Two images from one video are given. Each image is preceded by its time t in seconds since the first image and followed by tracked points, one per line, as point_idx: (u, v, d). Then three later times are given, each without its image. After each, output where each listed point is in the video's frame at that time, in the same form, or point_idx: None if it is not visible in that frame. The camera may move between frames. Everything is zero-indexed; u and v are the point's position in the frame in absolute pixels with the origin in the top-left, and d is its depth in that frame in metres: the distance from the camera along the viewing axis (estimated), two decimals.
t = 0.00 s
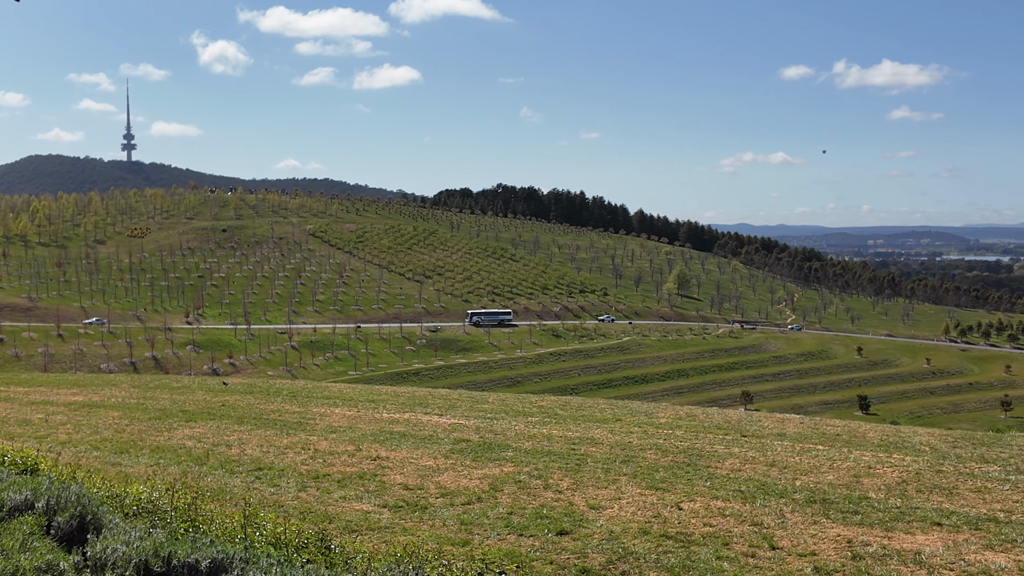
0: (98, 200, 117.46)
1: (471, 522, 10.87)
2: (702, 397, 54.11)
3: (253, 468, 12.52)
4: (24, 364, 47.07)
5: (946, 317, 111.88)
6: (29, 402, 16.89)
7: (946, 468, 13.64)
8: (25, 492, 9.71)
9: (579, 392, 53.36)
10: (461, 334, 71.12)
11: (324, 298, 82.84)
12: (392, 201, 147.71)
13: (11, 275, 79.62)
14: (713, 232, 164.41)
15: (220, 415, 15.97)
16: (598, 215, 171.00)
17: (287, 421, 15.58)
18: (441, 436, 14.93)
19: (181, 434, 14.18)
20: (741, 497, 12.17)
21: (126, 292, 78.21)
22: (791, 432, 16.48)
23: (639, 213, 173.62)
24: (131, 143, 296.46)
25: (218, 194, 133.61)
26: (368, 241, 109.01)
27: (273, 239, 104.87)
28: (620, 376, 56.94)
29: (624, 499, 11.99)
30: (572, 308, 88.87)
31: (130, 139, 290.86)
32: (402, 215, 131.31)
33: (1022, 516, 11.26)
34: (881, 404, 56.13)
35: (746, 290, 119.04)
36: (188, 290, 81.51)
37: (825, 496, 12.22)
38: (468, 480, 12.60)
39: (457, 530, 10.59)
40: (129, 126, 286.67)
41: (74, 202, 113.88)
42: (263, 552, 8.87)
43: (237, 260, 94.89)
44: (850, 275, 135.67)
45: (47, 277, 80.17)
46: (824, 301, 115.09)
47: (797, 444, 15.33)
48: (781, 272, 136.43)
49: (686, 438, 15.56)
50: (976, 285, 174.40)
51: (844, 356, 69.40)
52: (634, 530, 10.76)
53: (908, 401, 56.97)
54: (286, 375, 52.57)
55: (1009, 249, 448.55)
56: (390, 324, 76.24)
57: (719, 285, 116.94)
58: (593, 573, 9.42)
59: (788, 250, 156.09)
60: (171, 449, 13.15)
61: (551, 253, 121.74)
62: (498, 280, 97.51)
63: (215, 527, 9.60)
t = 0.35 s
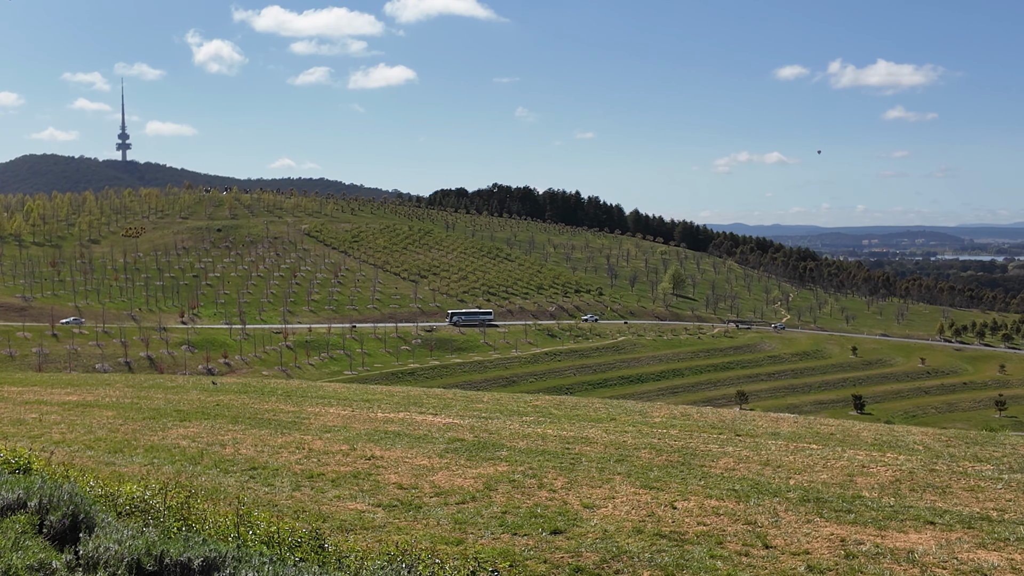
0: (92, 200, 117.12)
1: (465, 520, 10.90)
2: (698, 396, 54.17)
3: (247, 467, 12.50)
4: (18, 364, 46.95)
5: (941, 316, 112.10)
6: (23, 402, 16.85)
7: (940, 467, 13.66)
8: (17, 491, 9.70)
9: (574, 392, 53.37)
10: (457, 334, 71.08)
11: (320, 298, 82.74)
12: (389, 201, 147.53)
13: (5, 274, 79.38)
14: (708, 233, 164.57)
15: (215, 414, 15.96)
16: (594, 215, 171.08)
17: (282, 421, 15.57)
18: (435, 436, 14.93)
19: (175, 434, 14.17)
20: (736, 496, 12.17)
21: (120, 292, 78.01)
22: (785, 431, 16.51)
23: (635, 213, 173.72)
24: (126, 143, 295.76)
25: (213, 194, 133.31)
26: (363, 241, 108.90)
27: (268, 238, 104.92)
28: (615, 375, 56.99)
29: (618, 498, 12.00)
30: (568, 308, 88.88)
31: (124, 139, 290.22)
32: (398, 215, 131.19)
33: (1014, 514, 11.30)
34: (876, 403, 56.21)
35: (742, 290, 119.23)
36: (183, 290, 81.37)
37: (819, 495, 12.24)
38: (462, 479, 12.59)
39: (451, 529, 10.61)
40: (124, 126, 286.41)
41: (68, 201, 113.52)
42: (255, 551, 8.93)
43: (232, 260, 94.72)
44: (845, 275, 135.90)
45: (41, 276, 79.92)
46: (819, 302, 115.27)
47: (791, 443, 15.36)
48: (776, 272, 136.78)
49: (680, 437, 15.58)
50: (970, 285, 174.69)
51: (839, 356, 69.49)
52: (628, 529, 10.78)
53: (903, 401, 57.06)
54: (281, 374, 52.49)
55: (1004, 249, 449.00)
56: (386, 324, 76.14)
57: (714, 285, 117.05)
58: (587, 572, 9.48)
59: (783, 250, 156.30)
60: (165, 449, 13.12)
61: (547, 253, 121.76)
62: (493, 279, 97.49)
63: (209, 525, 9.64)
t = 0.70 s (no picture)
0: (92, 199, 117.00)
1: (464, 519, 10.98)
2: (697, 396, 54.18)
3: (246, 467, 12.51)
4: (18, 364, 46.93)
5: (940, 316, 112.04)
6: (23, 401, 16.86)
7: (939, 466, 13.66)
8: (15, 489, 9.75)
9: (574, 391, 53.37)
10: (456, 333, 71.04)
11: (320, 297, 82.71)
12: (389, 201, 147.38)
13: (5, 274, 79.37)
14: (708, 232, 164.52)
15: (215, 414, 15.96)
16: (594, 215, 171.04)
17: (281, 420, 15.59)
18: (435, 435, 14.93)
19: (175, 433, 14.17)
20: (734, 495, 12.18)
21: (120, 292, 77.95)
22: (784, 431, 16.52)
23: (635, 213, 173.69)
24: (126, 142, 295.39)
25: (212, 193, 133.16)
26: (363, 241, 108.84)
27: (268, 238, 104.95)
28: (615, 375, 57.01)
29: (617, 497, 12.01)
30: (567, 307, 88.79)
31: (124, 138, 289.93)
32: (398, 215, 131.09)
33: (1012, 513, 11.31)
34: (876, 403, 56.23)
35: (741, 289, 119.23)
36: (183, 290, 81.36)
37: (818, 494, 12.24)
38: (462, 479, 12.59)
39: (449, 528, 10.71)
40: (123, 126, 286.01)
41: (68, 201, 113.40)
42: (252, 550, 9.13)
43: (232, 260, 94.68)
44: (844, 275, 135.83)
45: (41, 276, 79.88)
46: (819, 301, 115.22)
47: (790, 442, 15.37)
48: (776, 272, 136.62)
49: (679, 436, 15.58)
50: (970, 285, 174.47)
51: (838, 355, 69.50)
52: (626, 528, 10.87)
53: (903, 400, 57.06)
54: (282, 374, 52.49)
55: (1004, 249, 448.18)
56: (386, 324, 76.04)
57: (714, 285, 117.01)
58: (584, 572, 9.62)
59: (783, 250, 156.20)
60: (164, 449, 13.10)
61: (547, 253, 121.72)
62: (493, 279, 97.44)
63: (206, 525, 9.84)
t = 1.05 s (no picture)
0: (86, 199, 116.84)
1: (456, 520, 11.25)
2: (692, 395, 54.27)
3: (239, 466, 12.50)
4: (13, 364, 46.92)
5: (934, 315, 112.34)
6: (16, 402, 16.85)
7: (930, 466, 13.68)
8: (4, 489, 10.03)
9: (569, 391, 53.48)
10: (451, 333, 71.01)
11: (314, 297, 82.67)
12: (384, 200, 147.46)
13: None
14: (703, 232, 164.72)
15: (208, 414, 15.95)
16: (588, 215, 171.25)
17: (274, 420, 15.58)
18: (428, 435, 14.91)
19: (167, 433, 14.16)
20: (727, 495, 12.28)
21: (115, 291, 77.89)
22: (776, 430, 16.51)
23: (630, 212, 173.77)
24: (120, 142, 294.97)
25: (206, 193, 133.15)
26: (358, 241, 108.89)
27: (263, 238, 104.91)
28: (610, 375, 57.11)
29: (609, 498, 12.14)
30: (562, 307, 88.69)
31: (118, 138, 289.32)
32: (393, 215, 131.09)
33: (1004, 512, 11.43)
34: (870, 402, 56.38)
35: (736, 288, 119.43)
36: (177, 290, 81.29)
37: (810, 493, 12.32)
38: (454, 478, 12.64)
39: (442, 528, 11.00)
40: (119, 125, 285.16)
41: (63, 201, 113.16)
42: (240, 550, 9.62)
43: (227, 259, 94.63)
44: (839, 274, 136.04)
45: (36, 276, 79.76)
46: (814, 301, 115.40)
47: (782, 442, 15.36)
48: (770, 271, 136.30)
49: (672, 435, 15.59)
50: (965, 284, 174.77)
51: (832, 355, 69.62)
52: (619, 528, 11.17)
53: (897, 400, 57.17)
54: (277, 374, 52.52)
55: (999, 249, 448.00)
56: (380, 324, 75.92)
57: (709, 285, 117.15)
58: (576, 571, 10.01)
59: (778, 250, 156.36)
60: (157, 449, 13.08)
61: (541, 252, 121.83)
62: (489, 279, 97.45)
63: (196, 524, 10.31)
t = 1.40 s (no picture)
0: (72, 199, 116.28)
1: (443, 519, 11.36)
2: (679, 395, 54.41)
3: (224, 466, 12.47)
4: None
5: (920, 314, 113.02)
6: None
7: (914, 464, 13.77)
8: None
9: (556, 391, 53.59)
10: (439, 333, 70.96)
11: (301, 297, 82.50)
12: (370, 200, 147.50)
13: None
14: (690, 232, 165.12)
15: (193, 414, 15.90)
16: (576, 215, 171.39)
17: (260, 420, 15.53)
18: (414, 435, 14.89)
19: (152, 433, 14.11)
20: (712, 493, 12.46)
21: (101, 291, 77.60)
22: (762, 429, 16.53)
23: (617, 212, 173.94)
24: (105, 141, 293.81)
25: (193, 191, 132.82)
26: (345, 240, 108.74)
27: (250, 237, 104.67)
28: (598, 374, 57.23)
29: (595, 496, 12.27)
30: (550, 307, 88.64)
31: (104, 137, 287.92)
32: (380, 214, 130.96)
33: (985, 511, 11.68)
34: (857, 401, 56.65)
35: (723, 288, 119.78)
36: (163, 290, 81.00)
37: (794, 492, 12.52)
38: (440, 478, 12.67)
39: (427, 527, 11.13)
40: (103, 125, 284.07)
41: (48, 200, 112.54)
42: (224, 550, 9.71)
43: (213, 259, 94.38)
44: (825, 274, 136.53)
45: (20, 276, 79.36)
46: (800, 301, 115.86)
47: (768, 441, 15.41)
48: (757, 270, 136.67)
49: (658, 435, 15.63)
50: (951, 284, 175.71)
51: (819, 354, 69.88)
52: (605, 527, 11.36)
53: (883, 399, 57.43)
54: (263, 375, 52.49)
55: (985, 249, 449.81)
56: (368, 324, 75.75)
57: (695, 284, 117.50)
58: (562, 569, 10.21)
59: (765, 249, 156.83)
60: (142, 449, 13.04)
61: (528, 252, 121.95)
62: (476, 279, 97.43)
63: (180, 524, 10.37)
